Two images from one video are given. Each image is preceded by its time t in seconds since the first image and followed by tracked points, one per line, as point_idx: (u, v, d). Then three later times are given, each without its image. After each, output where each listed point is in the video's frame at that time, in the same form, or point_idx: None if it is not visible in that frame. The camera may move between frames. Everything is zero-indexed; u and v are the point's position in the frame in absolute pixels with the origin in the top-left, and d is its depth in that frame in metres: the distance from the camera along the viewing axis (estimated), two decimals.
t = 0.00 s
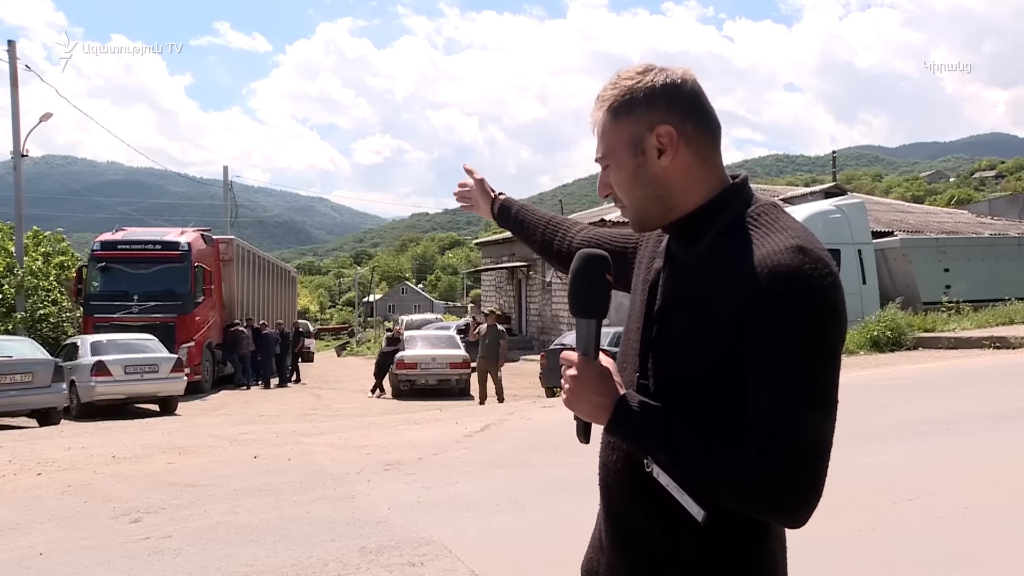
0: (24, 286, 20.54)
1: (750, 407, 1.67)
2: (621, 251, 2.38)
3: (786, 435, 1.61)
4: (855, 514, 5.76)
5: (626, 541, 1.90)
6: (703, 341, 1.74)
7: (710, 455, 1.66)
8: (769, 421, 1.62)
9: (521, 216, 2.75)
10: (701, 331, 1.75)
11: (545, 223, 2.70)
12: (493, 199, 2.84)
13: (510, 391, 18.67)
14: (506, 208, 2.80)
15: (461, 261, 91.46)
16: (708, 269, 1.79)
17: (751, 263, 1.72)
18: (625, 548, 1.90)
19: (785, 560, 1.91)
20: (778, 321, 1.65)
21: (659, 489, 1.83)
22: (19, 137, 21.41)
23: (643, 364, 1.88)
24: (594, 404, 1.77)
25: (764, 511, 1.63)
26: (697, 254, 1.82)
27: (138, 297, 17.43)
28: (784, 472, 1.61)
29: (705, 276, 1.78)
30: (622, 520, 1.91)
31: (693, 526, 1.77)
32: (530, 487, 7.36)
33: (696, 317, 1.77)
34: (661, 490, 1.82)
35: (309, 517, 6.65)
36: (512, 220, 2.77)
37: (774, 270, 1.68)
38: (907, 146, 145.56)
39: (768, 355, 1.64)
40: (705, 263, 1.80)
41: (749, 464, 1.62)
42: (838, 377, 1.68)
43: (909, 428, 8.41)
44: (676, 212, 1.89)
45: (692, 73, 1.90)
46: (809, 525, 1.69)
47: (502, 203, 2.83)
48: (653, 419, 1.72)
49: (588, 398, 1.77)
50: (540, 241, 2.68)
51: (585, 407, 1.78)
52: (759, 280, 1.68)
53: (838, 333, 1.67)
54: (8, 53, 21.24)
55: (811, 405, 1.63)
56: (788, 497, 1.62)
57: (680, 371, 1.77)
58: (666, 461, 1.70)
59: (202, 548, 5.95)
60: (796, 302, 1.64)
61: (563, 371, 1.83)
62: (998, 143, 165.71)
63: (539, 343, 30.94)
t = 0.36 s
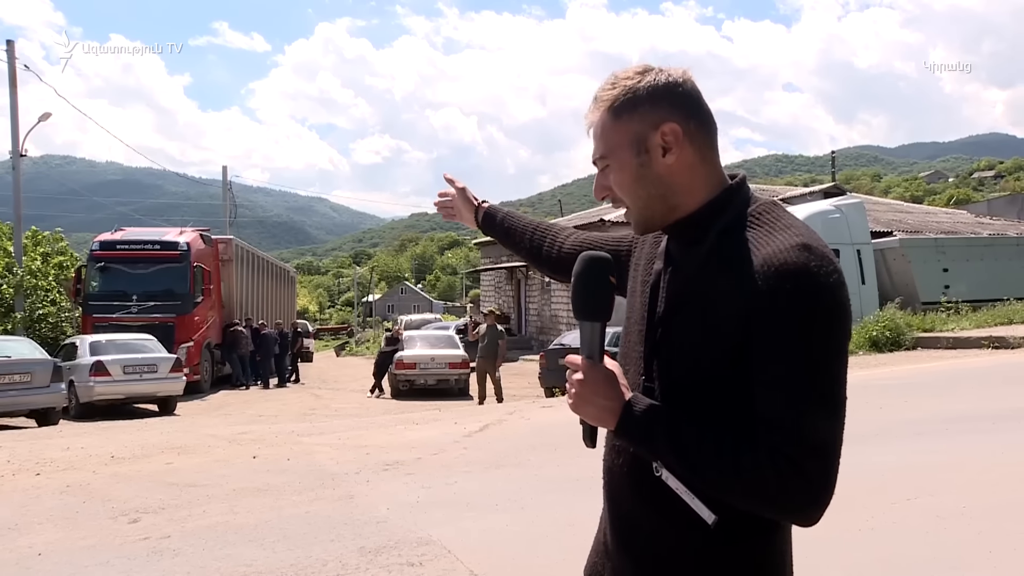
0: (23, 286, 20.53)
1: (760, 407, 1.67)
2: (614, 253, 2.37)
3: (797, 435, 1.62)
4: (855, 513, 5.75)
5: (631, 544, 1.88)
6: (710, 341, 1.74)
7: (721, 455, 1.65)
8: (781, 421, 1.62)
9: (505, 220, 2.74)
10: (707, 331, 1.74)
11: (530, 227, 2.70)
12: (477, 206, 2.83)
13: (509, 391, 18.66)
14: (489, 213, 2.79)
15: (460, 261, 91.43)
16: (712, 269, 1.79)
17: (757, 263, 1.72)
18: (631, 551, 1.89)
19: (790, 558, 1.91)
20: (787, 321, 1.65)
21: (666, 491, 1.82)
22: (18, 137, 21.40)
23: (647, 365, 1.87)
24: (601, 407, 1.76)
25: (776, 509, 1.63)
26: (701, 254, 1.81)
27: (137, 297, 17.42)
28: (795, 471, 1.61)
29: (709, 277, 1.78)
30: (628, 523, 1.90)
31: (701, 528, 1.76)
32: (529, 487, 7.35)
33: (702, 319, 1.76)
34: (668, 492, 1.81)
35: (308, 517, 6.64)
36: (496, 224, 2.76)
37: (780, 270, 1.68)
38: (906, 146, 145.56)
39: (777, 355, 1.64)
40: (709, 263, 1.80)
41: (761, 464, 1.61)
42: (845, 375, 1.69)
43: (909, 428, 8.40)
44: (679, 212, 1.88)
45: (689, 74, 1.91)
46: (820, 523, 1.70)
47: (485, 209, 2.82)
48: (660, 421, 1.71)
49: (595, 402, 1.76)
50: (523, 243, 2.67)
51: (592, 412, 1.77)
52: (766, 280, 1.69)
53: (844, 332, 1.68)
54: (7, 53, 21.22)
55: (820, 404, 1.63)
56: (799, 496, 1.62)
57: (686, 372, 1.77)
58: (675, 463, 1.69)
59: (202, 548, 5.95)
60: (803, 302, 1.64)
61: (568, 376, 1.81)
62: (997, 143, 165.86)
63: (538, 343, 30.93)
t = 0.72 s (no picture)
0: (22, 286, 20.49)
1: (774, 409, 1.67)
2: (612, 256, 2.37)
3: (813, 434, 1.62)
4: (854, 513, 5.75)
5: (641, 548, 1.87)
6: (721, 342, 1.73)
7: (737, 455, 1.64)
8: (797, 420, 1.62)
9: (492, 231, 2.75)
10: (719, 333, 1.74)
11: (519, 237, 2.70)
12: (463, 220, 2.84)
13: (507, 391, 18.66)
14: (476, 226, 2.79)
15: (459, 261, 91.42)
16: (721, 271, 1.79)
17: (767, 265, 1.73)
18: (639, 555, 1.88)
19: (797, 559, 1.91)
20: (798, 321, 1.66)
21: (674, 493, 1.82)
22: (17, 137, 21.38)
23: (656, 366, 1.86)
24: (613, 411, 1.75)
25: (793, 509, 1.63)
26: (709, 255, 1.82)
27: (135, 297, 17.40)
28: (812, 469, 1.61)
29: (718, 280, 1.78)
30: (636, 525, 1.89)
31: (714, 529, 1.76)
32: (528, 487, 7.35)
33: (712, 320, 1.76)
34: (678, 494, 1.80)
35: (307, 517, 6.64)
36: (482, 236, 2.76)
37: (792, 271, 1.69)
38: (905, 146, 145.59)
39: (788, 356, 1.65)
40: (717, 267, 1.80)
41: (777, 464, 1.61)
42: (855, 375, 1.70)
43: (907, 428, 8.40)
44: (686, 212, 1.88)
45: (693, 74, 1.92)
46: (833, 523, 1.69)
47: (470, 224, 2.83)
48: (671, 422, 1.70)
49: (606, 405, 1.75)
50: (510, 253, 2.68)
51: (604, 414, 1.76)
52: (775, 280, 1.69)
53: (853, 330, 1.69)
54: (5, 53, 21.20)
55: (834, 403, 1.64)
56: (816, 496, 1.62)
57: (695, 373, 1.76)
58: (691, 464, 1.68)
59: (200, 548, 5.94)
60: (812, 302, 1.65)
61: (579, 379, 1.81)
62: (996, 143, 166.05)
63: (537, 343, 30.92)
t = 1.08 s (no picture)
0: (20, 286, 20.47)
1: (785, 408, 1.66)
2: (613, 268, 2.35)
3: (825, 432, 1.61)
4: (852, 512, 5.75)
5: (650, 550, 1.86)
6: (730, 343, 1.72)
7: (751, 453, 1.63)
8: (809, 419, 1.61)
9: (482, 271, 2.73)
10: (728, 333, 1.73)
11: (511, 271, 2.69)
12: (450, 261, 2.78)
13: (506, 391, 18.65)
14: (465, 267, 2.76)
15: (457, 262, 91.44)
16: (729, 270, 1.78)
17: (776, 263, 1.72)
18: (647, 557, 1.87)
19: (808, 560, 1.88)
20: (808, 319, 1.65)
21: (683, 494, 1.80)
22: (14, 137, 21.35)
23: (665, 368, 1.85)
24: (623, 414, 1.72)
25: (807, 509, 1.61)
26: (718, 254, 1.81)
27: (133, 297, 17.39)
28: (825, 468, 1.60)
29: (727, 279, 1.77)
30: (645, 527, 1.88)
31: (725, 530, 1.75)
32: (525, 487, 7.34)
33: (721, 320, 1.75)
34: (687, 496, 1.79)
35: (306, 517, 6.63)
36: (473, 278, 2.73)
37: (802, 268, 1.68)
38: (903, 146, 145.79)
39: (800, 353, 1.64)
40: (726, 267, 1.79)
41: (790, 463, 1.60)
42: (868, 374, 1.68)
43: (906, 428, 8.39)
44: (694, 213, 1.87)
45: (701, 74, 1.91)
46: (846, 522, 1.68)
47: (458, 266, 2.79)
48: (681, 421, 1.69)
49: (617, 406, 1.72)
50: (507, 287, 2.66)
51: (614, 417, 1.73)
52: (785, 278, 1.69)
53: (866, 328, 1.68)
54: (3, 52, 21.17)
55: (847, 401, 1.63)
56: (829, 494, 1.60)
57: (705, 373, 1.75)
58: (703, 466, 1.66)
59: (198, 548, 5.93)
60: (824, 299, 1.64)
61: (587, 381, 1.78)
62: (994, 143, 166.20)
63: (536, 343, 30.93)
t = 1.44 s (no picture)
0: (18, 286, 20.45)
1: (806, 408, 1.65)
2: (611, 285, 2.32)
3: (848, 433, 1.62)
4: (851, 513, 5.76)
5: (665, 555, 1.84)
6: (748, 344, 1.72)
7: (771, 455, 1.62)
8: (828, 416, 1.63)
9: (509, 447, 2.30)
10: (745, 333, 1.73)
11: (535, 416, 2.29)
12: (479, 468, 2.34)
13: (505, 391, 18.64)
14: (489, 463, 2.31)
15: (457, 262, 91.40)
16: (744, 272, 1.79)
17: (793, 264, 1.73)
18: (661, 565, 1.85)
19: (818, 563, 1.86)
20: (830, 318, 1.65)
21: (699, 499, 1.78)
22: (12, 136, 21.32)
23: (675, 371, 1.83)
24: (643, 418, 1.71)
25: (831, 507, 1.60)
26: (731, 256, 1.82)
27: (132, 297, 17.37)
28: (846, 465, 1.60)
29: (742, 281, 1.77)
30: (658, 534, 1.86)
31: (744, 534, 1.73)
32: (524, 487, 7.34)
33: (738, 321, 1.75)
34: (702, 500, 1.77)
35: (305, 517, 6.62)
36: (507, 458, 2.28)
37: (819, 267, 1.69)
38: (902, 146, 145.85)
39: (818, 353, 1.65)
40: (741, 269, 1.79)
41: (815, 464, 1.59)
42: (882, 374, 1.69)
43: (905, 428, 8.38)
44: (710, 208, 1.86)
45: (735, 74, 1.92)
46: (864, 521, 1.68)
47: (482, 469, 2.34)
48: (701, 424, 1.67)
49: (637, 412, 1.71)
50: (543, 430, 2.24)
51: (631, 423, 1.71)
52: (804, 278, 1.69)
53: (879, 327, 1.69)
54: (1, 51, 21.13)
55: (866, 401, 1.63)
56: (852, 494, 1.60)
57: (721, 374, 1.74)
58: (724, 469, 1.65)
59: (198, 548, 5.92)
60: (842, 298, 1.65)
61: (603, 387, 1.76)
62: (994, 143, 166.22)
63: (535, 343, 30.93)
